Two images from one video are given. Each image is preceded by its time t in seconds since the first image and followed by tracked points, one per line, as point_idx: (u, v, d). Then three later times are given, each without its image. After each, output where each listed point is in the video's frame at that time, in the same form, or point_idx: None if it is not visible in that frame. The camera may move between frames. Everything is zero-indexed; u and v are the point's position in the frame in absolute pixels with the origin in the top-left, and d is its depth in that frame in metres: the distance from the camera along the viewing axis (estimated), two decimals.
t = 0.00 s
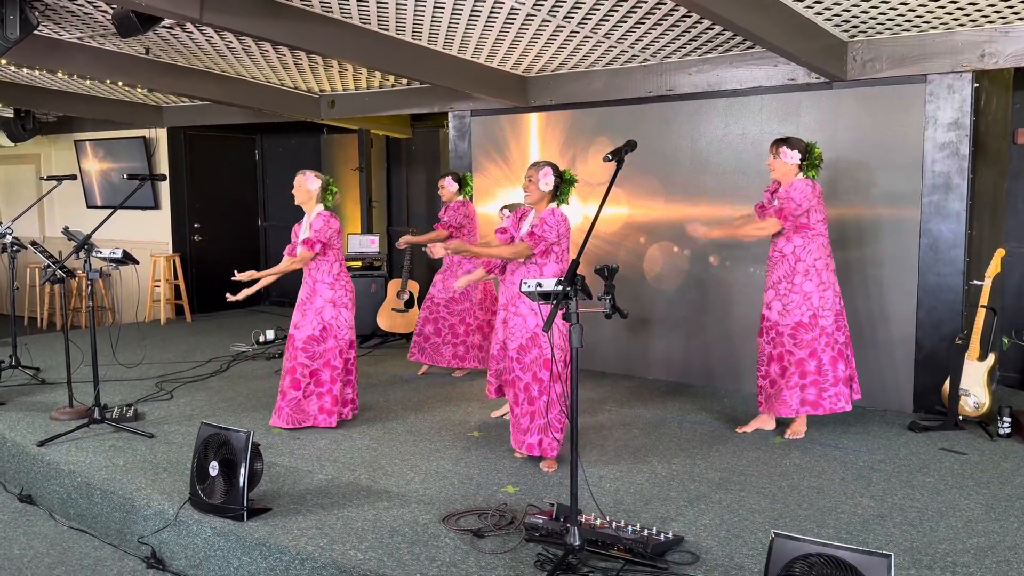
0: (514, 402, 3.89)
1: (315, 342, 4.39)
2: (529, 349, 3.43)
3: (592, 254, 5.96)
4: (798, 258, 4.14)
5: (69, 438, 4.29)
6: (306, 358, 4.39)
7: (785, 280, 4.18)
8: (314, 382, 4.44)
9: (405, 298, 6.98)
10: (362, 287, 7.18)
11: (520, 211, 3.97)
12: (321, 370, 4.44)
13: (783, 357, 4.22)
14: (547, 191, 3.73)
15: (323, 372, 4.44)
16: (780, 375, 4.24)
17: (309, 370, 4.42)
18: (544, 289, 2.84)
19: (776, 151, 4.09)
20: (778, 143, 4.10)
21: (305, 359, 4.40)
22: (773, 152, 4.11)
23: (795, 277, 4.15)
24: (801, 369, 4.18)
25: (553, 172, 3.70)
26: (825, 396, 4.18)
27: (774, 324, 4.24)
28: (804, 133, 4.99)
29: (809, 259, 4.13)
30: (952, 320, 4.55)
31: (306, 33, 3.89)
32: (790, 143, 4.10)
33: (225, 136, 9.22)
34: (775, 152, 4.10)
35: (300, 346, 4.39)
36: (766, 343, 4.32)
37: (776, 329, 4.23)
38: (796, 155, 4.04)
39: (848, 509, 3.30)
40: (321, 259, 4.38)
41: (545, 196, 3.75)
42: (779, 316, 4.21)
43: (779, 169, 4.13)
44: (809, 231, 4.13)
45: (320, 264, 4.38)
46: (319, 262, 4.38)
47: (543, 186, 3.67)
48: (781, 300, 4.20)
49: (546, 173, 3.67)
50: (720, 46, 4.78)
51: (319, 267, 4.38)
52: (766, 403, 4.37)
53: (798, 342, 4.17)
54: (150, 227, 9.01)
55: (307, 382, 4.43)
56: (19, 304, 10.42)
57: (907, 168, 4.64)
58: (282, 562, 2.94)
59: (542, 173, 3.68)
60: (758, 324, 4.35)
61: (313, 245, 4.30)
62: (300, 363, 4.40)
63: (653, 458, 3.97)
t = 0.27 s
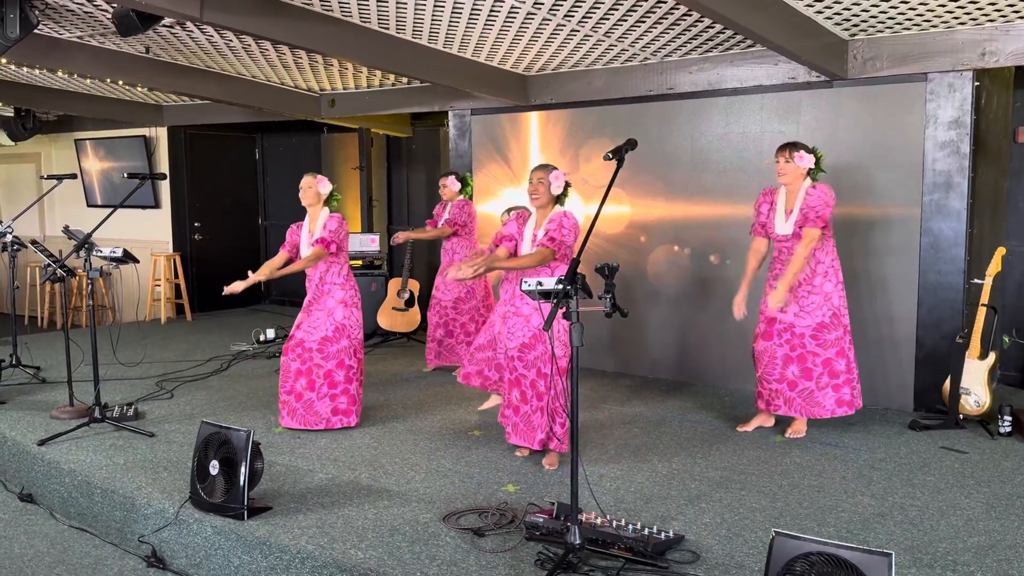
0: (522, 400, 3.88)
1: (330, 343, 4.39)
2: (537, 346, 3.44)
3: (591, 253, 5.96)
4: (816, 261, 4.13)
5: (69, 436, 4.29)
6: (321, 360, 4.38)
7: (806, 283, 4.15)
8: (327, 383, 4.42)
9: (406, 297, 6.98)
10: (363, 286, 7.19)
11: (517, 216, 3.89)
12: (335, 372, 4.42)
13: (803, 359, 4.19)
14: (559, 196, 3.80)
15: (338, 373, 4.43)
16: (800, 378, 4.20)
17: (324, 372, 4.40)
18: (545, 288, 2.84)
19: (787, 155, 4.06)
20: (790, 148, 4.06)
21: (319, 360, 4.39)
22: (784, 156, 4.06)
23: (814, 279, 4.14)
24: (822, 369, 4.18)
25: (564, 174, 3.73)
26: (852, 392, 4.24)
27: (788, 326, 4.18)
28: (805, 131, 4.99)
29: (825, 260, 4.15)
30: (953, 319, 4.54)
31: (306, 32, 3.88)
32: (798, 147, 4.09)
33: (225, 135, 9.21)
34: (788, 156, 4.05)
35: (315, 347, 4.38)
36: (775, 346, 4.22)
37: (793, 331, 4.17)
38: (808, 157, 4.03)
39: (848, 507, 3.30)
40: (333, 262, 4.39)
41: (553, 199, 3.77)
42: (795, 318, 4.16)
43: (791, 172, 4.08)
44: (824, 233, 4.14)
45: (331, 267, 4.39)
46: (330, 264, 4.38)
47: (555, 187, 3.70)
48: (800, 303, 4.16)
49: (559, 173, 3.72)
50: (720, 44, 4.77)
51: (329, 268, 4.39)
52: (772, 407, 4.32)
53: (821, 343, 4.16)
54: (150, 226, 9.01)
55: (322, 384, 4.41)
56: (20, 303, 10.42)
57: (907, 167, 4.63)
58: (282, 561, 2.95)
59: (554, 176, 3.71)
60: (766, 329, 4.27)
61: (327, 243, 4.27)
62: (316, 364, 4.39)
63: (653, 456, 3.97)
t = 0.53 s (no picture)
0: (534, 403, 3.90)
1: (331, 341, 4.39)
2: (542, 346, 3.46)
3: (592, 253, 5.95)
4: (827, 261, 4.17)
5: (70, 436, 4.30)
6: (325, 358, 4.40)
7: (821, 283, 4.17)
8: (334, 381, 4.44)
9: (406, 296, 6.97)
10: (363, 285, 7.19)
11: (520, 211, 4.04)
12: (340, 369, 4.43)
13: (823, 359, 4.20)
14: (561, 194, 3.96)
15: (342, 370, 4.44)
16: (820, 378, 4.21)
17: (328, 370, 4.42)
18: (545, 287, 2.84)
19: (798, 156, 4.04)
20: (799, 149, 4.04)
21: (323, 358, 4.41)
22: (795, 157, 4.04)
23: (827, 279, 4.17)
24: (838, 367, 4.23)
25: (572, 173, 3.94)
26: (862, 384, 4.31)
27: (808, 327, 4.19)
28: (805, 130, 4.98)
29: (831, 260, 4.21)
30: (953, 318, 4.54)
31: (306, 31, 3.88)
32: (804, 147, 4.09)
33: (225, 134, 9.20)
34: (800, 157, 4.04)
35: (316, 346, 4.39)
36: (795, 348, 4.21)
37: (811, 332, 4.19)
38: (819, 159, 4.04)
39: (849, 506, 3.30)
40: (335, 261, 4.41)
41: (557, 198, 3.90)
42: (814, 318, 4.17)
43: (801, 174, 4.05)
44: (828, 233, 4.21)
45: (333, 266, 4.40)
46: (326, 263, 4.38)
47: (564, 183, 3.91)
48: (816, 304, 4.17)
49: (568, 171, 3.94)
50: (721, 43, 4.77)
51: (329, 267, 4.40)
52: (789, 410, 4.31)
53: (836, 341, 4.19)
54: (151, 225, 9.01)
55: (328, 382, 4.43)
56: (20, 302, 10.43)
57: (908, 166, 4.63)
58: (282, 560, 2.95)
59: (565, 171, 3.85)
60: (782, 333, 4.24)
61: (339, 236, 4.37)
62: (319, 363, 4.41)
63: (653, 456, 3.97)
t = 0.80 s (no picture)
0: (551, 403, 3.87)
1: (329, 340, 4.45)
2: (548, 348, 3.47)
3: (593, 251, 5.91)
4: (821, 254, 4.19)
5: (70, 435, 4.30)
6: (323, 357, 4.48)
7: (817, 277, 4.17)
8: (332, 379, 4.52)
9: (406, 295, 6.95)
10: (363, 284, 7.17)
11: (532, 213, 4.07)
12: (338, 367, 4.51)
13: (827, 352, 4.19)
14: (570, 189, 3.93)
15: (341, 368, 4.52)
16: (825, 372, 4.19)
17: (327, 368, 4.49)
18: (545, 286, 2.83)
19: (795, 150, 4.01)
20: (795, 142, 4.01)
21: (320, 357, 4.48)
22: (793, 151, 4.00)
23: (821, 273, 4.19)
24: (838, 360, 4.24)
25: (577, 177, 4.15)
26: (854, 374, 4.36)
27: (812, 321, 4.17)
28: (805, 129, 4.98)
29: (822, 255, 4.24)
30: (954, 317, 4.54)
31: (306, 30, 3.88)
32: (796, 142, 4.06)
33: (224, 133, 9.19)
34: (797, 151, 4.00)
35: (315, 345, 4.45)
36: (801, 344, 4.20)
37: (814, 326, 4.17)
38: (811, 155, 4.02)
39: (849, 505, 3.29)
40: (333, 259, 4.43)
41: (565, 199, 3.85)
42: (816, 312, 4.16)
43: (799, 167, 4.00)
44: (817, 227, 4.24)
45: (331, 265, 4.44)
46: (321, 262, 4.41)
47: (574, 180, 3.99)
48: (815, 298, 4.17)
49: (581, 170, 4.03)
50: (721, 42, 4.76)
51: (325, 265, 4.43)
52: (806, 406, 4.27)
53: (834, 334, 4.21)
54: (151, 224, 9.01)
55: (326, 380, 4.51)
56: (20, 301, 10.43)
57: (908, 164, 4.62)
58: (282, 559, 2.94)
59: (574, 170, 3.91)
60: (787, 330, 4.21)
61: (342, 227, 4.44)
62: (317, 361, 4.48)
63: (653, 455, 3.96)
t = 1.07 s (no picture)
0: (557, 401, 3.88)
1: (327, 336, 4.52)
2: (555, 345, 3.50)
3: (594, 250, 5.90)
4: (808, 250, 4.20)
5: (70, 434, 4.30)
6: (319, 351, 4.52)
7: (802, 272, 4.20)
8: (328, 375, 4.57)
9: (406, 294, 6.96)
10: (362, 283, 7.19)
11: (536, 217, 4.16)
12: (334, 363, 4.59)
13: (807, 346, 4.23)
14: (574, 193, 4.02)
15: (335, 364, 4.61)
16: (805, 366, 4.23)
17: (323, 364, 4.55)
18: (544, 285, 2.83)
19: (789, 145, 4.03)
20: (790, 140, 4.04)
21: (317, 353, 4.52)
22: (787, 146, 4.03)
23: (807, 268, 4.21)
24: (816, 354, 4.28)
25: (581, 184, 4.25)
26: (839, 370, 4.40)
27: (795, 316, 4.19)
28: (805, 128, 4.98)
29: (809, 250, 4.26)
30: (954, 316, 4.54)
31: (306, 29, 3.88)
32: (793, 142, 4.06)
33: (224, 132, 9.19)
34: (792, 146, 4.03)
35: (313, 341, 4.49)
36: (784, 337, 4.22)
37: (799, 321, 4.20)
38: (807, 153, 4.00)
39: (849, 505, 3.29)
40: (330, 254, 4.51)
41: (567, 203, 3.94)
42: (799, 307, 4.19)
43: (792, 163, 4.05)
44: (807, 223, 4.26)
45: (329, 259, 4.51)
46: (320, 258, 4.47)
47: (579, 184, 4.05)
48: (799, 293, 4.19)
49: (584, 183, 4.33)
50: (721, 41, 4.76)
51: (325, 262, 4.49)
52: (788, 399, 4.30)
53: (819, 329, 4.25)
54: (150, 223, 9.01)
55: (323, 375, 4.56)
56: (20, 300, 10.43)
57: (908, 163, 4.62)
58: (282, 558, 2.94)
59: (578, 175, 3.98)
60: (770, 322, 4.25)
61: (341, 222, 4.53)
62: (315, 357, 4.52)
63: (653, 454, 3.96)
